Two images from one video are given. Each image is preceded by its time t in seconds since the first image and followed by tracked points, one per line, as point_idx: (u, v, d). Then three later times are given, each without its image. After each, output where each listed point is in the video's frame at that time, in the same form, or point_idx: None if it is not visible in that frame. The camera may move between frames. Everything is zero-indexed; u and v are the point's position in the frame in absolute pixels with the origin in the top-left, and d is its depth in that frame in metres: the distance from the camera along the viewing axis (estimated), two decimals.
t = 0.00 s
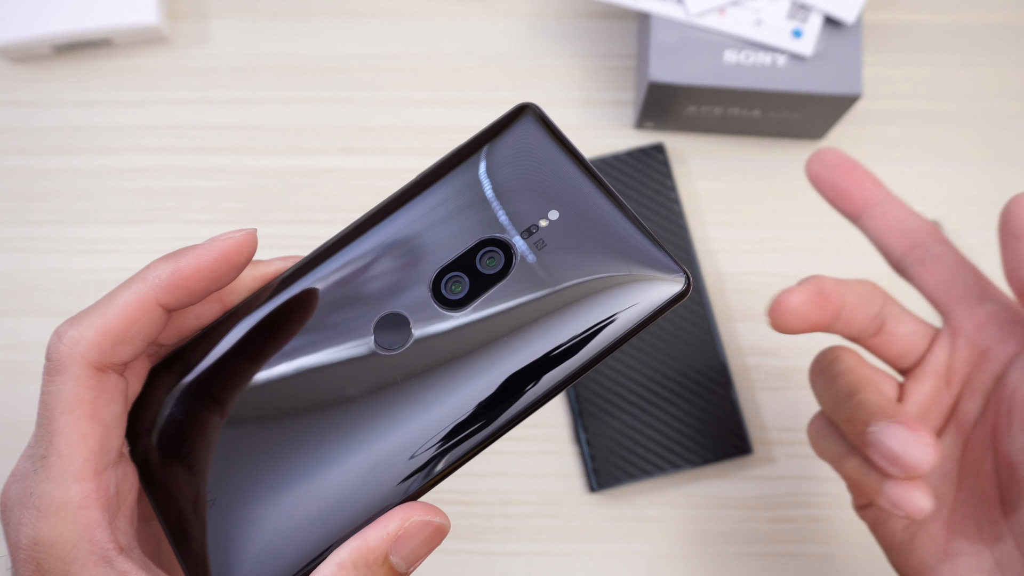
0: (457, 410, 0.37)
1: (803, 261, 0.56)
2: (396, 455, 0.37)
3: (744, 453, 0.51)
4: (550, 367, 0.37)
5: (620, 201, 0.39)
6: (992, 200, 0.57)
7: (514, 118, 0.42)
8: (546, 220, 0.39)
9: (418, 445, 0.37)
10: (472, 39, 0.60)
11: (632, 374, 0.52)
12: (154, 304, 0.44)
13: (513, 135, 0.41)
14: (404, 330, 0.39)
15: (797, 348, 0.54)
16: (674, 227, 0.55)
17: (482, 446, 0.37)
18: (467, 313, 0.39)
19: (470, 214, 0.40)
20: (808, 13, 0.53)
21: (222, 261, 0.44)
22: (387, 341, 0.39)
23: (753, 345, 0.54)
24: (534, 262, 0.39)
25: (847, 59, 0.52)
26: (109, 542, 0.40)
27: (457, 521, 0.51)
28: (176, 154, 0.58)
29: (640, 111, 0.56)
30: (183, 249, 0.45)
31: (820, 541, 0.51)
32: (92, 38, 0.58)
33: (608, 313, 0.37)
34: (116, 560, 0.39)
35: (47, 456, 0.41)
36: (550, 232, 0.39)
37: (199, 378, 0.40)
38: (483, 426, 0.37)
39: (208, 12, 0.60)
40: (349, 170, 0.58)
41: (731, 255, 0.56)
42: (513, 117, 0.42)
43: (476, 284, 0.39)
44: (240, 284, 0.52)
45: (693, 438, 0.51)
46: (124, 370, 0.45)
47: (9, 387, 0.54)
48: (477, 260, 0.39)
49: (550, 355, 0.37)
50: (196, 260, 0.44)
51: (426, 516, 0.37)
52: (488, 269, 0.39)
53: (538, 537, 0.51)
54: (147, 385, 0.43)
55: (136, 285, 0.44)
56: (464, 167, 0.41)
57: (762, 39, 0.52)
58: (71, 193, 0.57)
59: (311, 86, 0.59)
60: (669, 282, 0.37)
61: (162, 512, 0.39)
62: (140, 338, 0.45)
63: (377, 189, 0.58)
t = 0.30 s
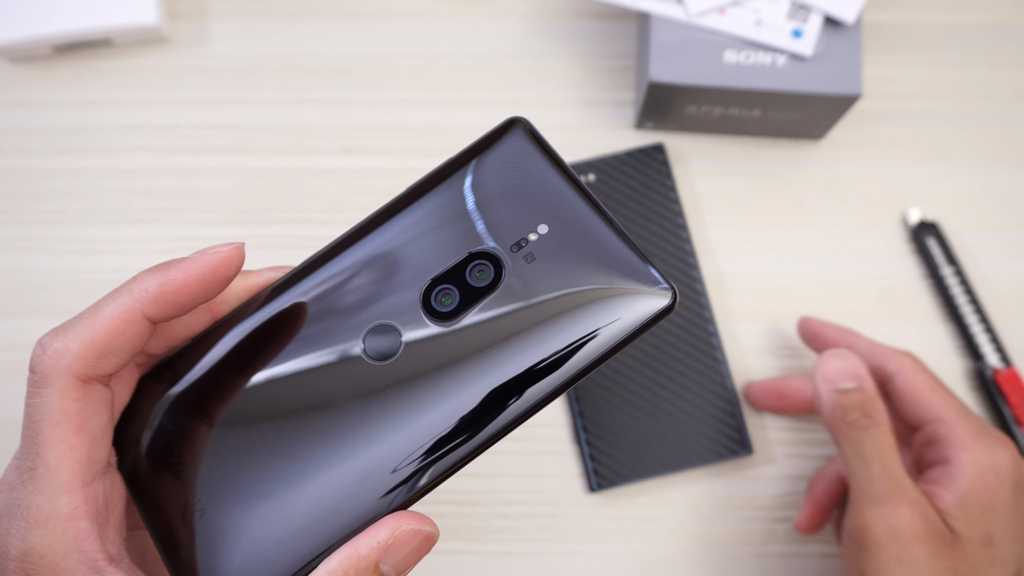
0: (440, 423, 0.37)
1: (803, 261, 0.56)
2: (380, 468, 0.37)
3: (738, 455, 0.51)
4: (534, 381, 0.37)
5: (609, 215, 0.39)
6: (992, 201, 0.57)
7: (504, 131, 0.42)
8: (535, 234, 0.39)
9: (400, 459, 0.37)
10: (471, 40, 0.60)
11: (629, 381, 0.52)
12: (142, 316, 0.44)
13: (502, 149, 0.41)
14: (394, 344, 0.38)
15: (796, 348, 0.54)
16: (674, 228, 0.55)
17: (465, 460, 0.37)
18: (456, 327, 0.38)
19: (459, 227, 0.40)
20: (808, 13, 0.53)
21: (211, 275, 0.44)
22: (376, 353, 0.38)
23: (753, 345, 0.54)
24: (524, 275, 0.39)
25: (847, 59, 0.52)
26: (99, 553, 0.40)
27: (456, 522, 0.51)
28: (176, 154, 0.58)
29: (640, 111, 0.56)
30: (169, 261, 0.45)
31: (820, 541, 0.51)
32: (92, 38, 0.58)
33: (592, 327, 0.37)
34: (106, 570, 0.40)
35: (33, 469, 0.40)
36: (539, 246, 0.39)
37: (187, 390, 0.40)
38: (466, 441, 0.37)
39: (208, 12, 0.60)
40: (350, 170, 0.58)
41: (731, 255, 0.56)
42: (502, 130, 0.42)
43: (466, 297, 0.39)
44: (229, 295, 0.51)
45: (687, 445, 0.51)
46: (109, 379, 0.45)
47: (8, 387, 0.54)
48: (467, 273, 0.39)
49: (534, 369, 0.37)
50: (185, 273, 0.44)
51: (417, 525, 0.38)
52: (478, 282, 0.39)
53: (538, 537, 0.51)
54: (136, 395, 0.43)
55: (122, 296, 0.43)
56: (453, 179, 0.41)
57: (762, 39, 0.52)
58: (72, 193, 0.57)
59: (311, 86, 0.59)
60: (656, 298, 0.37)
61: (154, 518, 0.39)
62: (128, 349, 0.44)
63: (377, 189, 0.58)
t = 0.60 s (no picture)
0: (408, 448, 0.37)
1: (803, 261, 0.56)
2: (348, 492, 0.37)
3: (742, 454, 0.51)
4: (500, 405, 0.37)
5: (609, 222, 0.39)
6: (992, 201, 0.57)
7: (504, 139, 0.42)
8: (540, 239, 0.39)
9: (369, 483, 0.37)
10: (471, 40, 0.60)
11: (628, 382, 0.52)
12: (159, 317, 0.44)
13: (500, 157, 0.41)
14: (403, 347, 0.39)
15: (796, 348, 0.54)
16: (674, 227, 0.55)
17: (435, 483, 0.37)
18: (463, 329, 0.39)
19: (466, 230, 0.40)
20: (808, 13, 0.53)
21: (226, 277, 0.44)
22: (388, 355, 0.39)
23: (753, 345, 0.54)
24: (530, 278, 0.39)
25: (847, 59, 0.52)
26: (123, 549, 0.41)
27: (457, 522, 0.51)
28: (176, 154, 0.58)
29: (640, 111, 0.56)
30: (186, 262, 0.45)
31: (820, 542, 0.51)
32: (92, 38, 0.58)
33: (556, 348, 0.37)
34: (130, 566, 0.40)
35: (56, 468, 0.41)
36: (543, 250, 0.39)
37: (198, 391, 0.41)
38: (434, 464, 0.37)
39: (208, 11, 0.60)
40: (349, 171, 0.58)
41: (731, 255, 0.56)
42: (502, 139, 0.42)
43: (474, 299, 0.39)
44: (241, 296, 0.52)
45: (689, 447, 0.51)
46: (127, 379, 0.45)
47: (8, 387, 0.54)
48: (474, 276, 0.39)
49: (504, 391, 0.37)
50: (202, 276, 0.44)
51: (432, 517, 0.38)
52: (485, 285, 0.39)
53: (538, 537, 0.51)
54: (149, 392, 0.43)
55: (140, 298, 0.43)
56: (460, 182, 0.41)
57: (762, 39, 0.52)
58: (72, 193, 0.57)
59: (311, 86, 0.59)
60: (650, 305, 0.37)
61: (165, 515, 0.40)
62: (146, 350, 0.44)
63: (377, 189, 0.58)
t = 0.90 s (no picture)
0: (405, 463, 0.37)
1: (803, 261, 0.56)
2: (342, 509, 0.37)
3: (743, 454, 0.51)
4: (495, 421, 0.37)
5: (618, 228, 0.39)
6: (992, 200, 0.57)
7: (512, 145, 0.41)
8: (551, 245, 0.39)
9: (364, 499, 0.37)
10: (471, 40, 0.60)
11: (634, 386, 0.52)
12: (175, 328, 0.44)
13: (508, 164, 0.41)
14: (416, 353, 0.39)
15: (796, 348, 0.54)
16: (674, 227, 0.55)
17: (431, 499, 0.37)
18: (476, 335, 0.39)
19: (477, 234, 0.40)
20: (808, 13, 0.53)
21: (243, 289, 0.45)
22: (399, 361, 0.39)
23: (753, 345, 0.54)
24: (542, 285, 0.39)
25: (847, 59, 0.52)
26: (137, 558, 0.41)
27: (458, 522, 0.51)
28: (176, 154, 0.58)
29: (640, 111, 0.56)
30: (203, 273, 0.45)
31: (820, 541, 0.51)
32: (92, 38, 0.58)
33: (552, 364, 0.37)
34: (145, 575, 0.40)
35: (71, 478, 0.41)
36: (554, 257, 0.39)
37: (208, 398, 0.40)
38: (429, 480, 0.37)
39: (208, 11, 0.60)
40: (350, 171, 0.58)
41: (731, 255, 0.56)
42: (511, 144, 0.41)
43: (486, 305, 0.39)
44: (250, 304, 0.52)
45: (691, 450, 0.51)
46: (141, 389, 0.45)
47: (9, 387, 0.54)
48: (486, 283, 0.39)
49: (500, 405, 0.37)
50: (220, 287, 0.44)
51: (445, 524, 0.38)
52: (498, 291, 0.39)
53: (538, 536, 0.51)
54: (161, 398, 0.43)
55: (156, 308, 0.44)
56: (469, 187, 0.41)
57: (762, 40, 0.52)
58: (72, 193, 0.57)
59: (311, 86, 0.59)
60: (662, 313, 0.37)
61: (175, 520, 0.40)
62: (161, 360, 0.45)
63: (378, 189, 0.58)
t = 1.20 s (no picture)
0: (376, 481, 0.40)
1: (803, 261, 0.56)
2: (322, 529, 0.39)
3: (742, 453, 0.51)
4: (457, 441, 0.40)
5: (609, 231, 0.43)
6: (992, 201, 0.57)
7: (507, 150, 0.45)
8: (553, 249, 0.42)
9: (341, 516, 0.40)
10: (471, 40, 0.60)
11: (636, 387, 0.52)
12: (262, 349, 0.42)
13: (502, 168, 0.44)
14: (429, 354, 0.41)
15: (796, 349, 0.54)
16: (674, 227, 0.55)
17: (405, 516, 0.40)
18: (486, 335, 0.41)
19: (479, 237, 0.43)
20: (808, 13, 0.53)
21: (315, 299, 0.43)
22: (411, 359, 0.41)
23: (753, 345, 0.54)
24: (547, 286, 0.42)
25: (847, 59, 0.52)
26: (175, 565, 0.40)
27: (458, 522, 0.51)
28: (176, 154, 0.58)
29: (640, 111, 0.56)
30: (281, 288, 0.43)
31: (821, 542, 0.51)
32: (92, 38, 0.58)
33: (524, 373, 0.40)
34: None
35: (138, 478, 0.39)
36: (557, 259, 0.42)
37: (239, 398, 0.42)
38: (399, 500, 0.40)
39: (208, 12, 0.60)
40: (349, 171, 0.58)
41: (731, 255, 0.56)
42: (506, 148, 0.45)
43: (494, 307, 0.42)
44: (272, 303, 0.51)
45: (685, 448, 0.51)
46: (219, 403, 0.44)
47: (9, 387, 0.54)
48: (493, 286, 0.42)
49: (464, 423, 0.40)
50: (294, 300, 0.42)
51: (464, 514, 0.40)
52: (504, 293, 0.42)
53: (538, 537, 0.51)
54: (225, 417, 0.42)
55: (246, 329, 0.42)
56: (466, 193, 0.44)
57: (762, 40, 0.52)
58: (72, 193, 0.57)
59: (311, 86, 0.59)
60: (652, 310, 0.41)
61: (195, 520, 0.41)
62: (255, 382, 0.43)
63: (377, 189, 0.58)
